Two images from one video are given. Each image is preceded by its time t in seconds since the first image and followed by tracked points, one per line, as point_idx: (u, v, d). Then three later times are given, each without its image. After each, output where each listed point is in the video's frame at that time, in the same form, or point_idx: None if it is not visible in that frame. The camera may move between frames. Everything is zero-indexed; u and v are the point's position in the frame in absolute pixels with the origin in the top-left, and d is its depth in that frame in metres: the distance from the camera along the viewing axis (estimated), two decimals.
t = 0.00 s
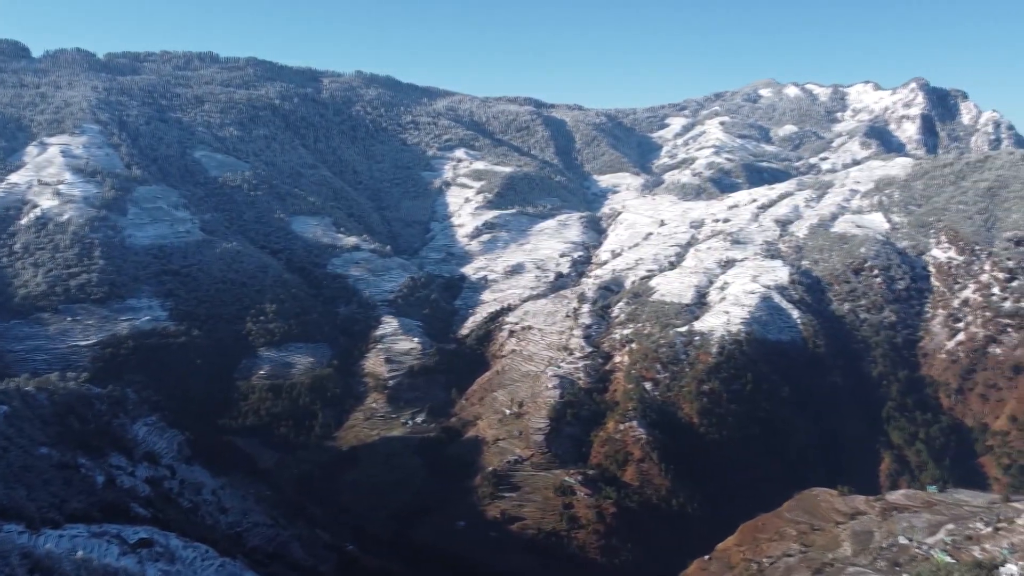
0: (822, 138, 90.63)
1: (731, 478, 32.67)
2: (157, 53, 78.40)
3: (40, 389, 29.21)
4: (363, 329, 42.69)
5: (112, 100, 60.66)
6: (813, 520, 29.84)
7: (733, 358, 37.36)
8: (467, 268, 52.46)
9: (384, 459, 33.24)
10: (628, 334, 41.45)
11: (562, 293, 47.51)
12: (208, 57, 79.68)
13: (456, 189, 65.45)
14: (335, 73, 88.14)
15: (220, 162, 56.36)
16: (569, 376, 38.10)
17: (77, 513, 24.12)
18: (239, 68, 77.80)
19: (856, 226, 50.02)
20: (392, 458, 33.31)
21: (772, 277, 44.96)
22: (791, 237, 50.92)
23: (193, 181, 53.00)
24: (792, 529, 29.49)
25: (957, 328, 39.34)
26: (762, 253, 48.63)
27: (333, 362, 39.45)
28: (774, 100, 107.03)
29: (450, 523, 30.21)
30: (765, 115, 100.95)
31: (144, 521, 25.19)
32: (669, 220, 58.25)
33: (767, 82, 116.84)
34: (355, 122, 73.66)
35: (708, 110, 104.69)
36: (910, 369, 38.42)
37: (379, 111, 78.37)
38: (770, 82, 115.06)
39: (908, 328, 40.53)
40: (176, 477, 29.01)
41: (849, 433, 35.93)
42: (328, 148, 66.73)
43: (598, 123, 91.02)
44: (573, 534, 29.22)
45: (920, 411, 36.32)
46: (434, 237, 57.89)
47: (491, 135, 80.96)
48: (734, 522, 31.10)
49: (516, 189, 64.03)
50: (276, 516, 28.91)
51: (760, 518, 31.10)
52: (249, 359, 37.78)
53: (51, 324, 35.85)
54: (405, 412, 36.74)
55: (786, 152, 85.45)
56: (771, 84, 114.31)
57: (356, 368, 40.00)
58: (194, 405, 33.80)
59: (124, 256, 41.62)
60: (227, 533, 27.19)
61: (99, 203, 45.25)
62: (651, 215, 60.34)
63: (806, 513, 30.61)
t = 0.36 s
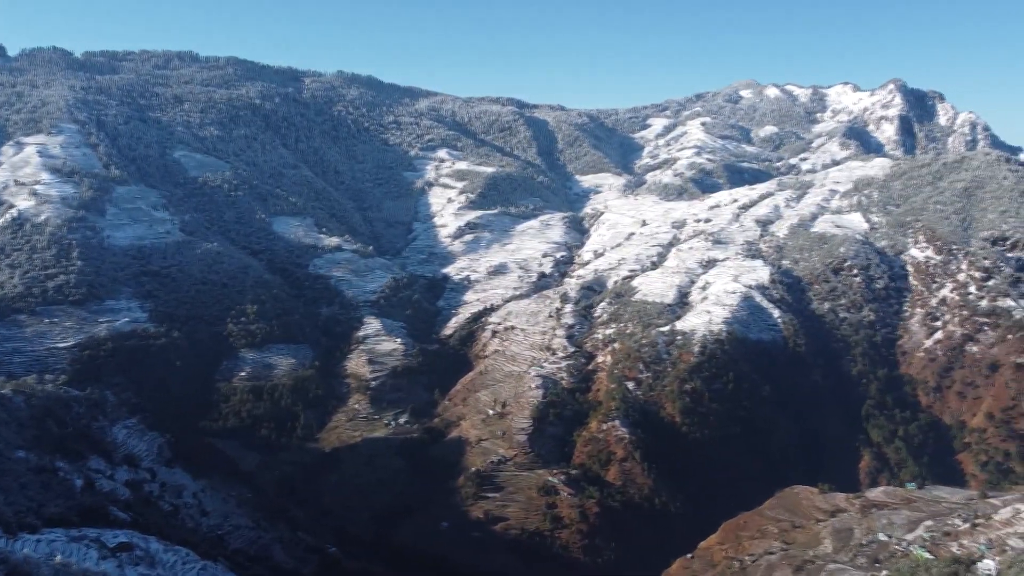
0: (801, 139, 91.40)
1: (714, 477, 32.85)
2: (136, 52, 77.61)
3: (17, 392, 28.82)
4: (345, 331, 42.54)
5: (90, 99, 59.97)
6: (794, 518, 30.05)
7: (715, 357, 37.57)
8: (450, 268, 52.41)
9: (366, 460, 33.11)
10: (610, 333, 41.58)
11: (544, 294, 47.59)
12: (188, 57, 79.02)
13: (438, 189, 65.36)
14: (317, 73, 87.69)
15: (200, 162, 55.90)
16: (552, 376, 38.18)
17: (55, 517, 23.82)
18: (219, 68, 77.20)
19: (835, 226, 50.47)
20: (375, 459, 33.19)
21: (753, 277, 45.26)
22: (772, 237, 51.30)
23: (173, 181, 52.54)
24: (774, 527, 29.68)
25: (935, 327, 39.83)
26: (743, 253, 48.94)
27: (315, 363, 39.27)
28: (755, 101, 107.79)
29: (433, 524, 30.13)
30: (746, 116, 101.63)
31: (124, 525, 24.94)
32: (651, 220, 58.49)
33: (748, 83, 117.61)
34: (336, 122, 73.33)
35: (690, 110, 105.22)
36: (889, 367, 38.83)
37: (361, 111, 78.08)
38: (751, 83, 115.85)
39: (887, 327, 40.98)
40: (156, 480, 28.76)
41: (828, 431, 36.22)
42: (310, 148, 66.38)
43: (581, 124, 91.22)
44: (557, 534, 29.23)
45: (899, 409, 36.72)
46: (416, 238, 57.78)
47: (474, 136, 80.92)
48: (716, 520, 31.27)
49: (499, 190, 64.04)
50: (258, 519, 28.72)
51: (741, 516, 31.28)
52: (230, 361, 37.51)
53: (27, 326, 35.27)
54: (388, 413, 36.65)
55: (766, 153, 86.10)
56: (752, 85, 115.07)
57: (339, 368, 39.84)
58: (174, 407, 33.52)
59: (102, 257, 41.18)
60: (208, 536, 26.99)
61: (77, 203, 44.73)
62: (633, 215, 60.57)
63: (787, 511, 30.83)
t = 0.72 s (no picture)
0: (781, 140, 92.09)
1: (696, 476, 33.00)
2: (114, 51, 76.80)
3: None
4: (327, 331, 42.37)
5: (67, 98, 59.26)
6: (775, 516, 30.23)
7: (696, 357, 37.78)
8: (432, 269, 52.31)
9: (349, 462, 32.98)
10: (593, 333, 41.69)
11: (527, 294, 47.63)
12: (167, 56, 78.33)
13: (420, 190, 65.24)
14: (298, 72, 87.18)
15: (180, 162, 55.44)
16: (535, 376, 38.22)
17: (33, 522, 23.52)
18: (199, 67, 76.59)
19: (815, 226, 50.88)
20: (357, 460, 33.06)
21: (734, 276, 45.54)
22: (752, 237, 51.65)
23: (152, 182, 52.07)
24: (755, 525, 29.87)
25: (913, 326, 40.30)
26: (725, 253, 49.25)
27: (297, 364, 39.05)
28: (736, 101, 108.40)
29: (416, 525, 30.01)
30: (726, 117, 102.23)
31: (102, 528, 24.65)
32: (633, 221, 58.69)
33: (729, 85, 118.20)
34: (318, 122, 72.97)
35: (671, 111, 105.66)
36: (868, 366, 39.22)
37: (342, 111, 77.75)
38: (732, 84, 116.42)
39: (866, 326, 41.37)
40: (135, 483, 28.49)
41: (808, 429, 36.50)
42: (291, 149, 66.00)
43: (563, 124, 91.35)
44: (540, 534, 29.24)
45: (878, 406, 37.09)
46: (398, 238, 57.64)
47: (456, 136, 80.81)
48: (698, 518, 31.43)
49: (481, 190, 64.04)
50: (239, 521, 28.52)
51: (724, 515, 31.45)
52: (210, 362, 37.23)
53: (3, 328, 34.50)
54: (370, 414, 36.53)
55: (747, 154, 86.68)
56: (732, 86, 115.69)
57: (320, 370, 39.65)
58: (154, 410, 33.21)
59: (80, 258, 40.72)
60: (189, 539, 26.79)
61: (54, 203, 44.16)
62: (615, 215, 60.76)
63: (769, 509, 31.04)
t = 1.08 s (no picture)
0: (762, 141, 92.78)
1: (679, 475, 33.15)
2: (91, 49, 75.95)
3: None
4: (309, 333, 42.17)
5: (44, 97, 58.53)
6: (756, 514, 30.40)
7: (678, 356, 37.98)
8: (415, 269, 52.21)
9: (331, 463, 32.82)
10: (575, 333, 41.80)
11: (510, 294, 47.68)
12: (145, 55, 77.63)
13: (403, 190, 65.10)
14: (278, 72, 86.65)
15: (159, 162, 54.94)
16: (518, 376, 38.25)
17: (10, 527, 23.17)
18: (178, 66, 75.96)
19: (795, 226, 51.29)
20: (340, 462, 32.90)
21: (716, 276, 45.80)
22: (733, 237, 51.99)
23: (131, 182, 51.55)
24: (737, 523, 30.04)
25: (891, 325, 40.76)
26: (706, 253, 49.55)
27: (279, 365, 38.81)
28: (717, 102, 109.11)
29: (399, 526, 29.88)
30: (707, 118, 102.84)
31: (81, 533, 24.40)
32: (616, 221, 58.90)
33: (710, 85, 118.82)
34: (299, 122, 72.59)
35: (653, 112, 106.09)
36: (848, 365, 39.59)
37: (324, 111, 77.40)
38: (713, 84, 117.05)
39: (845, 325, 41.76)
40: (114, 486, 28.22)
41: (789, 427, 36.76)
42: (272, 149, 65.61)
43: (545, 125, 91.48)
44: (524, 534, 29.22)
45: (858, 405, 37.44)
46: (381, 239, 57.48)
47: (438, 136, 80.70)
48: (681, 517, 31.57)
49: (464, 190, 64.02)
50: (220, 524, 28.34)
51: (706, 513, 31.59)
52: (191, 364, 36.93)
53: None
54: (353, 415, 36.39)
55: (728, 154, 87.26)
56: (713, 87, 116.36)
57: (302, 371, 39.44)
58: (133, 412, 32.89)
59: (58, 259, 40.23)
60: (169, 543, 26.59)
61: (31, 204, 43.38)
62: (597, 215, 60.95)
63: (750, 507, 31.21)
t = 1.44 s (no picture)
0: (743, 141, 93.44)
1: (661, 475, 33.29)
2: (69, 48, 75.10)
3: None
4: (291, 334, 41.98)
5: (21, 96, 57.76)
6: (738, 512, 30.59)
7: (661, 355, 38.17)
8: (397, 270, 52.08)
9: (314, 465, 32.65)
10: (558, 333, 41.89)
11: (493, 294, 47.72)
12: (124, 54, 76.88)
13: (385, 190, 64.92)
14: (259, 71, 86.10)
15: (139, 162, 54.42)
16: (501, 377, 38.26)
17: None
18: (158, 66, 75.28)
19: (776, 226, 51.66)
20: (323, 464, 32.76)
21: (697, 276, 46.03)
22: (715, 237, 52.31)
23: (109, 182, 51.03)
24: (720, 521, 30.20)
25: (871, 324, 41.18)
26: (688, 253, 49.81)
27: (261, 367, 38.56)
28: (698, 103, 109.72)
29: (382, 527, 29.76)
30: (689, 119, 103.39)
31: (59, 537, 24.10)
32: (598, 221, 59.07)
33: (691, 85, 119.36)
34: (280, 121, 72.15)
35: (635, 112, 106.48)
36: (829, 363, 39.93)
37: (305, 111, 77.00)
38: (694, 85, 117.61)
39: (825, 324, 42.13)
40: (94, 490, 27.78)
41: (770, 425, 37.03)
42: (253, 148, 65.18)
43: (528, 125, 91.57)
44: (507, 534, 29.19)
45: (838, 403, 37.77)
46: (363, 239, 57.30)
47: (420, 137, 80.53)
48: (664, 516, 31.70)
49: (447, 191, 63.97)
50: (202, 527, 28.11)
51: (689, 511, 31.73)
52: (171, 366, 36.62)
53: None
54: (335, 417, 36.25)
55: (709, 154, 87.77)
56: (694, 87, 116.92)
57: (284, 372, 39.23)
58: (112, 415, 32.60)
59: (35, 260, 39.75)
60: (151, 546, 26.22)
61: (7, 204, 42.90)
62: (580, 215, 61.11)
63: (732, 505, 31.40)
